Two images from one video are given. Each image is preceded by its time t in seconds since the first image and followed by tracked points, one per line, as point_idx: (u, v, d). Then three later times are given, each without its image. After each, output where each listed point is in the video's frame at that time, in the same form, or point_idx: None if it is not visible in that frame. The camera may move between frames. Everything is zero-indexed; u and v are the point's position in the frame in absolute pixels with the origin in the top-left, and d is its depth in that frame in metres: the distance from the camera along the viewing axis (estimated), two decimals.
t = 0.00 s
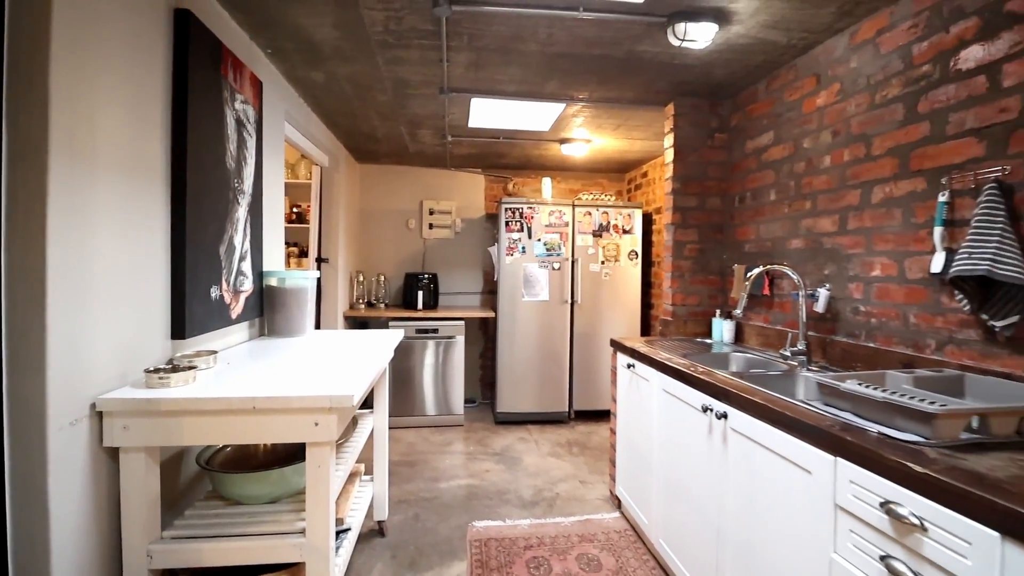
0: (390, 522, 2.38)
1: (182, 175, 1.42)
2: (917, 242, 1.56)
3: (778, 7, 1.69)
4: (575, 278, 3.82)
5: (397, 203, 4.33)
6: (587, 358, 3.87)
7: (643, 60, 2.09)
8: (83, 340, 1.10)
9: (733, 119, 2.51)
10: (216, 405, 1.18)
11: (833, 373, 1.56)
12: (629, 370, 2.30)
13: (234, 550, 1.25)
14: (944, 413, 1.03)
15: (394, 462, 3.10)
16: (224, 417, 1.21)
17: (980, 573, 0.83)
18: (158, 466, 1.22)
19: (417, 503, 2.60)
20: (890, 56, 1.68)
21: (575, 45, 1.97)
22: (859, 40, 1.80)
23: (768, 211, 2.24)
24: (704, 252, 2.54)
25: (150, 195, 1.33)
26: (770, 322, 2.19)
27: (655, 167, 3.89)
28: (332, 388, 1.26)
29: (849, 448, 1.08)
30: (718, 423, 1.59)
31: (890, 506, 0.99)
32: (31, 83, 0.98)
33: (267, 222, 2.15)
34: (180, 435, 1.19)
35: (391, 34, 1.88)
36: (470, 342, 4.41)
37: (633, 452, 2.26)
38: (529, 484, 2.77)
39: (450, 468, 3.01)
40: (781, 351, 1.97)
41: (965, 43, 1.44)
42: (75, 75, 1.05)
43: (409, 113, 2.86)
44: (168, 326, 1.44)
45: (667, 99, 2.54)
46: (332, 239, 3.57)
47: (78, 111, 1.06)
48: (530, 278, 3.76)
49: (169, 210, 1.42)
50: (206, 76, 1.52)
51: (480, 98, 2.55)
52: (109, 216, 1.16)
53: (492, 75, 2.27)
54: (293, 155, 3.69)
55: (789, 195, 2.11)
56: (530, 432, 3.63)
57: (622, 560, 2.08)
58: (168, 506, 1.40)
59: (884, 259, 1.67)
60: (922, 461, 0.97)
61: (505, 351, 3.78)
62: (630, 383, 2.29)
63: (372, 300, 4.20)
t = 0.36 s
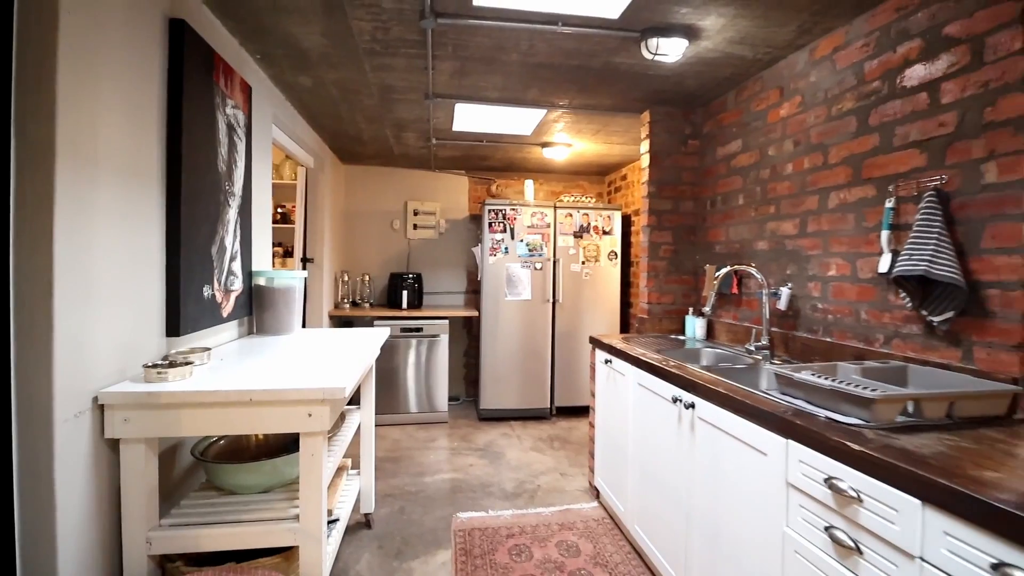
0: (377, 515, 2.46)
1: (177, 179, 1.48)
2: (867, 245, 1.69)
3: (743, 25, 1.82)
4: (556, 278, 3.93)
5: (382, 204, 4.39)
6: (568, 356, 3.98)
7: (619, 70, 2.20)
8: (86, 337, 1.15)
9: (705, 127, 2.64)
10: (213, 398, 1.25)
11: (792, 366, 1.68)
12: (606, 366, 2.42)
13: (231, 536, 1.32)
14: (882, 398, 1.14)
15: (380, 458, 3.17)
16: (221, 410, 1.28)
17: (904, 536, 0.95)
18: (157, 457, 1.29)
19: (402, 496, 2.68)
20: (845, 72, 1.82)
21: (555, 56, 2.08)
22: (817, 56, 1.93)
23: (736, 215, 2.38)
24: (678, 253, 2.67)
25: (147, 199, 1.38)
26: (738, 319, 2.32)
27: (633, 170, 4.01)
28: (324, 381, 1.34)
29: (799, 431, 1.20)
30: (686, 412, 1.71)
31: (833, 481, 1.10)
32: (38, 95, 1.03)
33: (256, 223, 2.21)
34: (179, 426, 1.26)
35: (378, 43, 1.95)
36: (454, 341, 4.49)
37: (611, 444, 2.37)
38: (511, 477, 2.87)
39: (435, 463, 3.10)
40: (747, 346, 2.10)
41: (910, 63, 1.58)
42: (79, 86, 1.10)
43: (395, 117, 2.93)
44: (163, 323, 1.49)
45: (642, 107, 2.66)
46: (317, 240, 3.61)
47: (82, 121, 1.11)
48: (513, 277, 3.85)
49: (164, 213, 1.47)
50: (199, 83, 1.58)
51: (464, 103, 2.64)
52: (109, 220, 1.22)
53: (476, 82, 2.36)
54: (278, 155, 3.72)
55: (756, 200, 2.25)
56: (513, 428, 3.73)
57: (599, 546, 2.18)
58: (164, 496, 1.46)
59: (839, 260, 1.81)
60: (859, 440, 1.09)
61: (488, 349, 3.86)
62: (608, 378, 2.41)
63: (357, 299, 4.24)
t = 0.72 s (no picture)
0: (363, 507, 2.53)
1: (171, 182, 1.53)
2: (822, 246, 1.83)
3: (710, 40, 1.94)
4: (537, 277, 4.03)
5: (365, 204, 4.44)
6: (549, 353, 4.09)
7: (596, 79, 2.32)
8: (88, 334, 1.21)
9: (678, 133, 2.77)
10: (211, 391, 1.32)
11: (754, 357, 1.81)
12: (585, 361, 2.53)
13: (227, 522, 1.39)
14: (826, 383, 1.27)
15: (365, 454, 3.24)
16: (218, 402, 1.35)
17: (842, 504, 1.07)
18: (156, 448, 1.35)
19: (388, 490, 2.76)
20: (803, 85, 1.95)
21: (535, 65, 2.18)
22: (779, 70, 2.07)
23: (706, 217, 2.51)
24: (652, 253, 2.80)
25: (143, 201, 1.44)
26: (708, 316, 2.46)
27: (612, 172, 4.15)
28: (317, 374, 1.43)
29: (755, 415, 1.32)
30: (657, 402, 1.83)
31: (783, 458, 1.22)
32: (45, 103, 1.09)
33: (243, 223, 2.26)
34: (177, 418, 1.32)
35: (365, 50, 2.03)
36: (437, 339, 4.57)
37: (589, 435, 2.48)
38: (494, 470, 2.97)
39: (419, 458, 3.18)
40: (715, 340, 2.24)
41: (860, 79, 1.72)
42: (83, 94, 1.16)
43: (380, 120, 3.00)
44: (158, 321, 1.55)
45: (619, 113, 2.78)
46: (301, 240, 3.65)
47: (84, 127, 1.17)
48: (495, 277, 3.95)
49: (158, 214, 1.53)
50: (191, 89, 1.63)
51: (447, 108, 2.72)
52: (109, 221, 1.27)
53: (459, 89, 2.46)
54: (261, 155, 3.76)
55: (724, 203, 2.38)
56: (495, 424, 3.83)
57: (577, 532, 2.30)
58: (160, 488, 1.52)
59: (798, 260, 1.95)
60: (806, 421, 1.21)
61: (471, 347, 3.95)
62: (586, 372, 2.52)
63: (341, 299, 4.29)
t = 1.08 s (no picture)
0: (344, 502, 2.58)
1: (156, 183, 1.56)
2: (779, 246, 1.96)
3: (676, 53, 2.07)
4: (514, 276, 4.12)
5: (343, 204, 4.46)
6: (526, 351, 4.19)
7: (571, 86, 2.42)
8: (78, 331, 1.24)
9: (649, 138, 2.90)
10: (200, 385, 1.37)
11: (716, 350, 1.94)
12: (560, 356, 2.64)
13: (216, 512, 1.44)
14: (776, 371, 1.39)
15: (345, 451, 3.28)
16: (207, 396, 1.40)
17: (788, 478, 1.19)
18: (144, 441, 1.39)
19: (368, 485, 2.81)
20: (762, 96, 2.09)
21: (512, 72, 2.27)
22: (740, 81, 2.21)
23: (674, 219, 2.64)
24: (624, 253, 2.93)
25: (129, 202, 1.47)
26: (676, 313, 2.59)
27: (586, 175, 4.27)
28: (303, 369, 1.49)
29: (714, 402, 1.43)
30: (627, 393, 1.94)
31: (737, 440, 1.34)
32: (37, 108, 1.12)
33: (224, 223, 2.29)
34: (166, 412, 1.37)
35: (346, 55, 2.08)
36: (416, 338, 4.63)
37: (564, 428, 2.59)
38: (472, 465, 3.05)
39: (399, 454, 3.24)
40: (682, 335, 2.37)
41: (812, 92, 1.85)
42: (73, 100, 1.20)
43: (359, 122, 3.05)
44: (143, 319, 1.58)
45: (593, 119, 2.90)
46: (279, 240, 3.66)
47: (75, 131, 1.20)
48: (473, 276, 4.02)
49: (144, 215, 1.56)
50: (175, 91, 1.66)
51: (426, 111, 2.79)
52: (97, 222, 1.31)
53: (439, 93, 2.53)
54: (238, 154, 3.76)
55: (691, 206, 2.51)
56: (474, 421, 3.91)
57: (553, 520, 2.40)
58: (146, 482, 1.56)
59: (757, 260, 2.08)
60: (758, 406, 1.33)
61: (449, 345, 4.02)
62: (561, 368, 2.63)
63: (319, 298, 4.29)
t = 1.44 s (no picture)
0: (323, 499, 2.61)
1: (136, 183, 1.58)
2: (741, 247, 2.08)
3: (646, 62, 2.16)
4: (492, 275, 4.19)
5: (320, 203, 4.45)
6: (503, 348, 4.26)
7: (546, 91, 2.50)
8: (60, 329, 1.26)
9: (621, 142, 3.00)
10: (183, 381, 1.41)
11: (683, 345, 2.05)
12: (536, 353, 2.72)
13: (199, 506, 1.47)
14: (735, 363, 1.49)
15: (323, 450, 3.30)
16: (190, 392, 1.43)
17: (743, 460, 1.29)
18: (126, 438, 1.41)
19: (347, 482, 2.84)
20: (726, 104, 2.20)
21: (489, 77, 2.34)
22: (706, 90, 2.32)
23: (645, 220, 2.75)
24: (598, 253, 3.02)
25: (109, 201, 1.48)
26: (647, 310, 2.70)
27: (562, 176, 4.36)
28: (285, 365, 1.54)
29: (678, 392, 1.53)
30: (599, 386, 2.03)
31: (699, 427, 1.44)
32: (20, 110, 1.14)
33: (201, 221, 2.29)
34: (149, 409, 1.40)
35: (325, 57, 2.12)
36: (394, 337, 4.65)
37: (540, 422, 2.67)
38: (451, 461, 3.11)
39: (377, 452, 3.28)
40: (652, 332, 2.47)
41: (770, 102, 1.97)
42: (55, 102, 1.22)
43: (337, 122, 3.07)
44: (122, 318, 1.59)
45: (567, 122, 2.98)
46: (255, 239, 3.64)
47: (57, 133, 1.22)
48: (451, 275, 4.08)
49: (124, 215, 1.57)
50: (154, 92, 1.68)
51: (404, 113, 2.84)
52: (78, 222, 1.32)
53: (416, 96, 2.59)
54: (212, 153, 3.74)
55: (660, 208, 2.62)
56: (452, 418, 3.96)
57: (529, 512, 2.47)
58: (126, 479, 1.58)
59: (721, 259, 2.20)
60: (717, 395, 1.43)
61: (427, 344, 4.06)
62: (537, 364, 2.71)
63: (295, 298, 4.28)
